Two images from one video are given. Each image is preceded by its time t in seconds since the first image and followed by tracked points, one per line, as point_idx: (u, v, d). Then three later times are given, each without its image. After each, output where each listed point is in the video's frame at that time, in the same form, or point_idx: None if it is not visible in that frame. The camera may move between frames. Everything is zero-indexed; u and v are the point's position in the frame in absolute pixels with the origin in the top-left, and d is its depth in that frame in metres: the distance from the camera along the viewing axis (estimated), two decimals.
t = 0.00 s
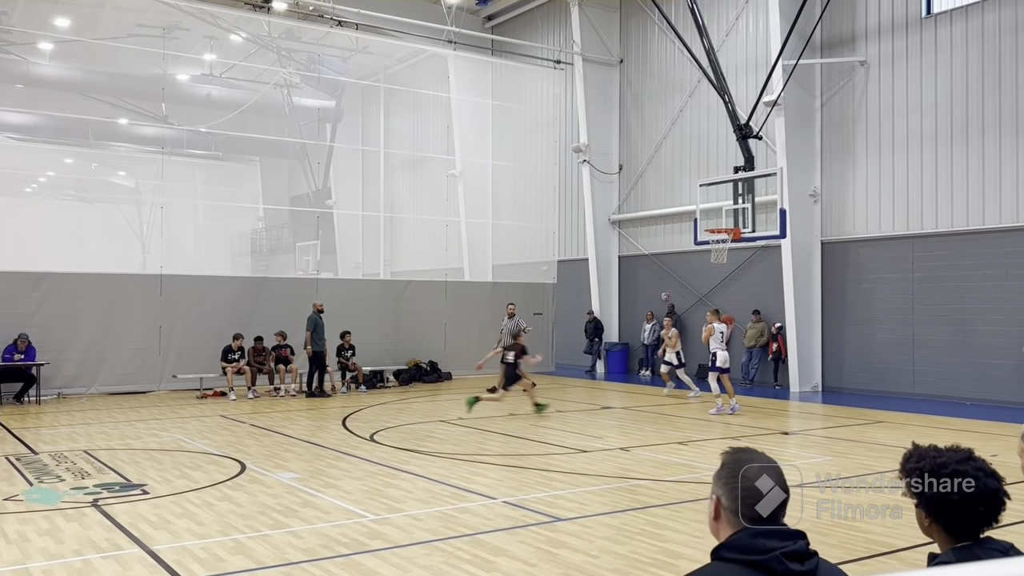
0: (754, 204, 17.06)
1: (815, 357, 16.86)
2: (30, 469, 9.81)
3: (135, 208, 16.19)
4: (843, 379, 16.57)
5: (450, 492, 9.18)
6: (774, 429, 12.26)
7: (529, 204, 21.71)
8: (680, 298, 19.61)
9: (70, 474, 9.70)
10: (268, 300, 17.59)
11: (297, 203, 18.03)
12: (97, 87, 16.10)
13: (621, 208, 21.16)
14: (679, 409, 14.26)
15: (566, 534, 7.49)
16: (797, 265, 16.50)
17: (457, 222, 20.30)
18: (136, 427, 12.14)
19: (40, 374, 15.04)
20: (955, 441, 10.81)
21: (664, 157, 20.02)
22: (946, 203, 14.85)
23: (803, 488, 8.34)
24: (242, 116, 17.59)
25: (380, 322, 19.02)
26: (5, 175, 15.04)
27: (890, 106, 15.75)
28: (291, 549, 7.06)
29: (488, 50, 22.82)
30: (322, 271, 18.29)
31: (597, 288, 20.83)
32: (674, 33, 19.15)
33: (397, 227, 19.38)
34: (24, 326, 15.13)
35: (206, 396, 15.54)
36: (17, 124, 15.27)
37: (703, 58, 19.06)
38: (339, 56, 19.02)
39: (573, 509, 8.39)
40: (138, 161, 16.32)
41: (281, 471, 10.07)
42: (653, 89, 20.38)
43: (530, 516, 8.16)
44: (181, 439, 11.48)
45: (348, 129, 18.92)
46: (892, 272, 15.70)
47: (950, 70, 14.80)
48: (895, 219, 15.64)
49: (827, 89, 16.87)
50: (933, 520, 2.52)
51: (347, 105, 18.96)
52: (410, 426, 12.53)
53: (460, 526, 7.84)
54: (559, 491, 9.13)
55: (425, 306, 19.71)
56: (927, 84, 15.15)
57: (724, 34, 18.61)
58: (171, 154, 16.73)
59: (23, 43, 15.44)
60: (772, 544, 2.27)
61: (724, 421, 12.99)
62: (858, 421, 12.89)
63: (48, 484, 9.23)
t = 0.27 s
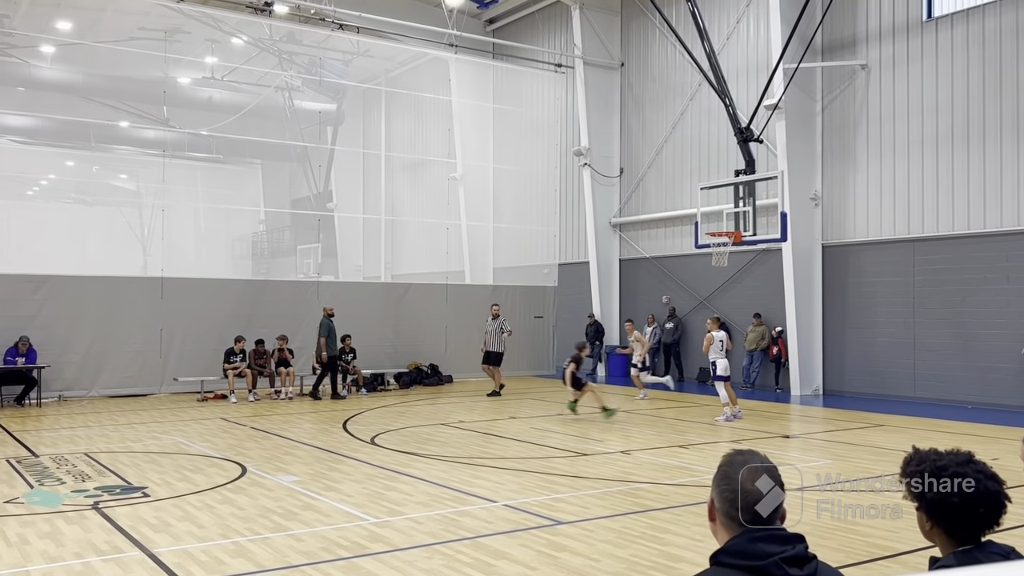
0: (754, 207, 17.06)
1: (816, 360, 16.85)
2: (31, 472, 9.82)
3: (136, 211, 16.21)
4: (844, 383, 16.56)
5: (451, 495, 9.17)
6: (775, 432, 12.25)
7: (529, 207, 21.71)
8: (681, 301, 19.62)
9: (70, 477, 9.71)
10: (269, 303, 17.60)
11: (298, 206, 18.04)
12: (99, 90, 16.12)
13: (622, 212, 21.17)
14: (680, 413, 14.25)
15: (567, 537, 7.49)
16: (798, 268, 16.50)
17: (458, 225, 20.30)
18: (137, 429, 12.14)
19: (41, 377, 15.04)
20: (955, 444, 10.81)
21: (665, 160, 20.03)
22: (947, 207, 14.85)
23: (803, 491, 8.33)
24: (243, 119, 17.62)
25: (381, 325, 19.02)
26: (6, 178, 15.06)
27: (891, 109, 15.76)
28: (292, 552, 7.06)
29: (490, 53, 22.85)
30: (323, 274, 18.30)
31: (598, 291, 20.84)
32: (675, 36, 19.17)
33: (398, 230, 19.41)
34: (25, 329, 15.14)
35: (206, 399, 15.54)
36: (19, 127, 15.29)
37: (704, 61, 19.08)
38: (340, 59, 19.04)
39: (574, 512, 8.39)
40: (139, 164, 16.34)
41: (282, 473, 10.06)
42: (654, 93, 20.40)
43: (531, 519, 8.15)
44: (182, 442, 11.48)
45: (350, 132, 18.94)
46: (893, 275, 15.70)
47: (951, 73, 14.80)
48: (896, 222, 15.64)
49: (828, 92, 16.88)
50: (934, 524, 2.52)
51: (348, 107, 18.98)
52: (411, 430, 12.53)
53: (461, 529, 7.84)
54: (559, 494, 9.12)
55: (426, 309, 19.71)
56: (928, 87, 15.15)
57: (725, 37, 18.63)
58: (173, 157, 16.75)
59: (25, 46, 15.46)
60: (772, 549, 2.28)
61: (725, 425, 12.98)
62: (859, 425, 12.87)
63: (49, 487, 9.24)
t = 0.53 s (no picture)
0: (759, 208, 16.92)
1: (820, 362, 16.82)
2: (35, 473, 9.84)
3: (141, 212, 16.24)
4: (848, 384, 16.53)
5: (455, 496, 9.17)
6: (779, 434, 12.24)
7: (533, 208, 21.70)
8: (685, 302, 19.60)
9: (75, 478, 9.73)
10: (273, 305, 17.61)
11: (302, 208, 18.06)
12: (104, 92, 16.16)
13: (626, 213, 21.16)
14: (684, 414, 14.24)
15: (571, 539, 7.49)
16: (803, 270, 16.48)
17: (461, 226, 20.31)
18: (141, 431, 12.16)
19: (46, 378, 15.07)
20: (960, 446, 10.79)
21: (669, 162, 20.01)
22: (952, 208, 14.81)
23: (805, 493, 8.30)
24: (247, 121, 17.64)
25: (385, 327, 19.03)
26: (11, 180, 15.09)
27: (896, 110, 15.73)
28: (296, 553, 7.07)
29: (493, 55, 22.86)
30: (327, 275, 18.31)
31: (602, 293, 20.83)
32: (679, 38, 19.16)
33: (402, 231, 19.42)
34: (30, 330, 15.17)
35: (211, 400, 15.56)
36: (24, 129, 15.32)
37: (708, 63, 19.07)
38: (344, 61, 19.06)
39: (578, 514, 8.38)
40: (144, 166, 16.38)
41: (286, 475, 10.07)
42: (658, 94, 20.38)
43: (535, 521, 8.15)
44: (187, 443, 11.49)
45: (354, 134, 18.96)
46: (897, 276, 15.68)
47: (956, 74, 14.77)
48: (900, 223, 15.62)
49: (832, 93, 16.86)
50: (939, 525, 2.51)
51: (352, 109, 18.99)
52: (415, 431, 12.53)
53: (465, 530, 7.84)
54: (563, 496, 9.12)
55: (430, 311, 19.71)
56: (933, 88, 15.12)
57: (729, 38, 18.62)
58: (177, 159, 16.78)
59: (30, 48, 15.49)
60: (777, 552, 2.29)
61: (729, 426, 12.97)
62: (864, 427, 12.85)
63: (54, 488, 9.26)
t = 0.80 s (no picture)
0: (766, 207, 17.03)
1: (827, 361, 16.77)
2: (44, 472, 9.88)
3: (148, 212, 16.28)
4: (855, 383, 16.48)
5: (461, 495, 9.18)
6: (786, 433, 12.21)
7: (539, 207, 21.69)
8: (692, 301, 19.57)
9: (83, 477, 9.77)
10: (280, 304, 17.63)
11: (309, 207, 18.09)
12: (111, 92, 16.21)
13: (632, 212, 21.14)
14: (691, 413, 14.22)
15: (578, 538, 7.48)
16: (810, 268, 16.43)
17: (468, 226, 20.31)
18: (148, 429, 12.20)
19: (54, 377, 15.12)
20: (968, 446, 10.75)
21: (676, 160, 19.98)
22: (960, 206, 14.75)
23: (809, 494, 8.25)
24: (253, 120, 17.67)
25: (392, 326, 19.05)
26: (19, 180, 15.14)
27: (903, 109, 15.68)
28: (303, 551, 7.08)
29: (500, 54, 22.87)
30: (333, 274, 18.34)
31: (608, 291, 20.82)
32: (685, 36, 19.12)
33: (408, 230, 19.44)
34: (38, 329, 15.22)
35: (218, 399, 15.60)
36: (32, 128, 15.36)
37: (714, 61, 19.03)
38: (350, 60, 19.08)
39: (584, 513, 8.38)
40: (151, 166, 16.42)
41: (293, 474, 10.09)
42: (664, 93, 20.35)
43: (541, 520, 8.15)
44: (194, 442, 11.52)
45: (360, 133, 18.97)
46: (905, 275, 15.63)
47: (963, 72, 14.72)
48: (907, 222, 15.56)
49: (839, 91, 16.81)
50: (947, 525, 2.50)
51: (358, 108, 19.01)
52: (422, 430, 12.54)
53: (471, 529, 7.84)
54: (570, 495, 9.12)
55: (436, 310, 19.71)
56: (941, 86, 15.07)
57: (735, 36, 18.58)
58: (184, 158, 16.82)
59: (37, 48, 15.54)
60: (785, 552, 2.28)
61: (736, 425, 12.94)
62: (871, 426, 12.81)
63: (62, 487, 9.30)
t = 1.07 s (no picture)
0: (776, 203, 16.71)
1: (838, 358, 16.71)
2: (57, 469, 9.95)
3: (159, 210, 16.35)
4: (866, 380, 16.42)
5: (471, 492, 9.18)
6: (796, 429, 12.17)
7: (548, 204, 21.67)
8: (702, 298, 19.53)
9: (95, 474, 9.83)
10: (290, 301, 17.68)
11: (319, 204, 18.12)
12: (122, 90, 16.28)
13: (642, 208, 21.11)
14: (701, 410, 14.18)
15: (587, 535, 7.48)
16: (820, 265, 16.36)
17: (477, 222, 20.32)
18: (160, 426, 12.25)
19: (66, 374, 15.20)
20: (980, 442, 10.68)
21: (685, 157, 19.93)
22: (971, 202, 14.66)
23: (824, 491, 8.09)
24: (263, 118, 17.71)
25: (402, 323, 19.08)
26: (31, 178, 15.21)
27: (914, 104, 15.59)
28: (314, 548, 7.10)
29: (509, 50, 22.85)
30: (343, 272, 18.38)
31: (618, 288, 20.81)
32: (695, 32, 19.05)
33: (418, 227, 19.45)
34: (50, 327, 15.30)
35: (229, 396, 15.65)
36: (43, 127, 15.43)
37: (724, 57, 18.96)
38: (360, 57, 19.10)
39: (594, 510, 8.37)
40: (162, 164, 16.48)
41: (304, 471, 10.12)
42: (674, 89, 20.29)
43: (552, 517, 8.15)
44: (205, 438, 11.57)
45: (370, 130, 18.99)
46: (916, 271, 15.55)
47: (975, 67, 14.61)
48: (919, 218, 15.48)
49: (850, 87, 16.72)
50: (959, 521, 2.48)
51: (368, 106, 19.03)
52: (431, 426, 12.56)
53: (481, 526, 7.85)
54: (579, 492, 9.11)
55: (446, 307, 19.73)
56: (952, 81, 14.97)
57: (745, 32, 18.50)
58: (195, 156, 16.89)
59: (49, 47, 15.60)
60: (794, 551, 2.28)
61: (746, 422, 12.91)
62: (882, 422, 12.76)
63: (75, 484, 9.38)
